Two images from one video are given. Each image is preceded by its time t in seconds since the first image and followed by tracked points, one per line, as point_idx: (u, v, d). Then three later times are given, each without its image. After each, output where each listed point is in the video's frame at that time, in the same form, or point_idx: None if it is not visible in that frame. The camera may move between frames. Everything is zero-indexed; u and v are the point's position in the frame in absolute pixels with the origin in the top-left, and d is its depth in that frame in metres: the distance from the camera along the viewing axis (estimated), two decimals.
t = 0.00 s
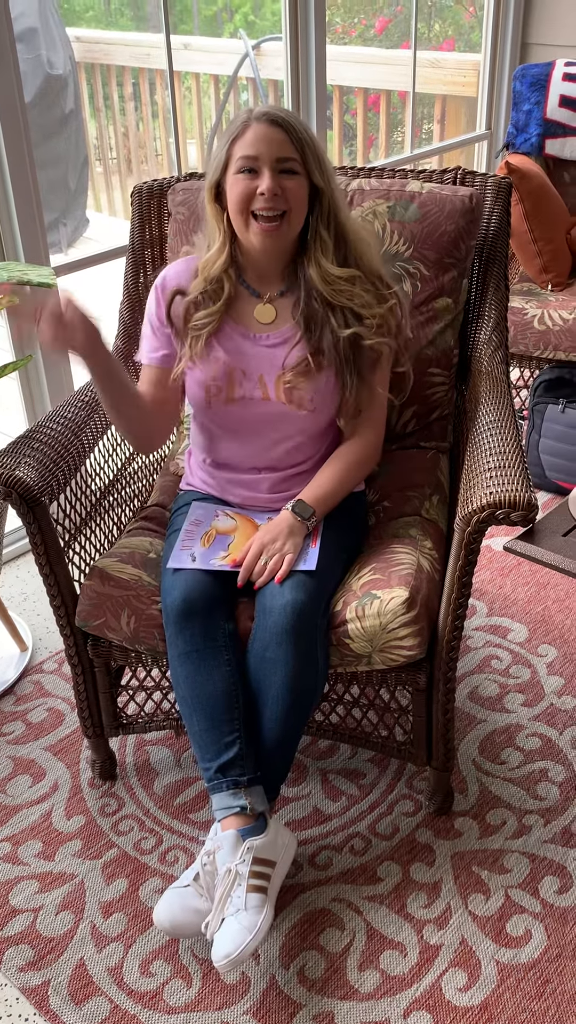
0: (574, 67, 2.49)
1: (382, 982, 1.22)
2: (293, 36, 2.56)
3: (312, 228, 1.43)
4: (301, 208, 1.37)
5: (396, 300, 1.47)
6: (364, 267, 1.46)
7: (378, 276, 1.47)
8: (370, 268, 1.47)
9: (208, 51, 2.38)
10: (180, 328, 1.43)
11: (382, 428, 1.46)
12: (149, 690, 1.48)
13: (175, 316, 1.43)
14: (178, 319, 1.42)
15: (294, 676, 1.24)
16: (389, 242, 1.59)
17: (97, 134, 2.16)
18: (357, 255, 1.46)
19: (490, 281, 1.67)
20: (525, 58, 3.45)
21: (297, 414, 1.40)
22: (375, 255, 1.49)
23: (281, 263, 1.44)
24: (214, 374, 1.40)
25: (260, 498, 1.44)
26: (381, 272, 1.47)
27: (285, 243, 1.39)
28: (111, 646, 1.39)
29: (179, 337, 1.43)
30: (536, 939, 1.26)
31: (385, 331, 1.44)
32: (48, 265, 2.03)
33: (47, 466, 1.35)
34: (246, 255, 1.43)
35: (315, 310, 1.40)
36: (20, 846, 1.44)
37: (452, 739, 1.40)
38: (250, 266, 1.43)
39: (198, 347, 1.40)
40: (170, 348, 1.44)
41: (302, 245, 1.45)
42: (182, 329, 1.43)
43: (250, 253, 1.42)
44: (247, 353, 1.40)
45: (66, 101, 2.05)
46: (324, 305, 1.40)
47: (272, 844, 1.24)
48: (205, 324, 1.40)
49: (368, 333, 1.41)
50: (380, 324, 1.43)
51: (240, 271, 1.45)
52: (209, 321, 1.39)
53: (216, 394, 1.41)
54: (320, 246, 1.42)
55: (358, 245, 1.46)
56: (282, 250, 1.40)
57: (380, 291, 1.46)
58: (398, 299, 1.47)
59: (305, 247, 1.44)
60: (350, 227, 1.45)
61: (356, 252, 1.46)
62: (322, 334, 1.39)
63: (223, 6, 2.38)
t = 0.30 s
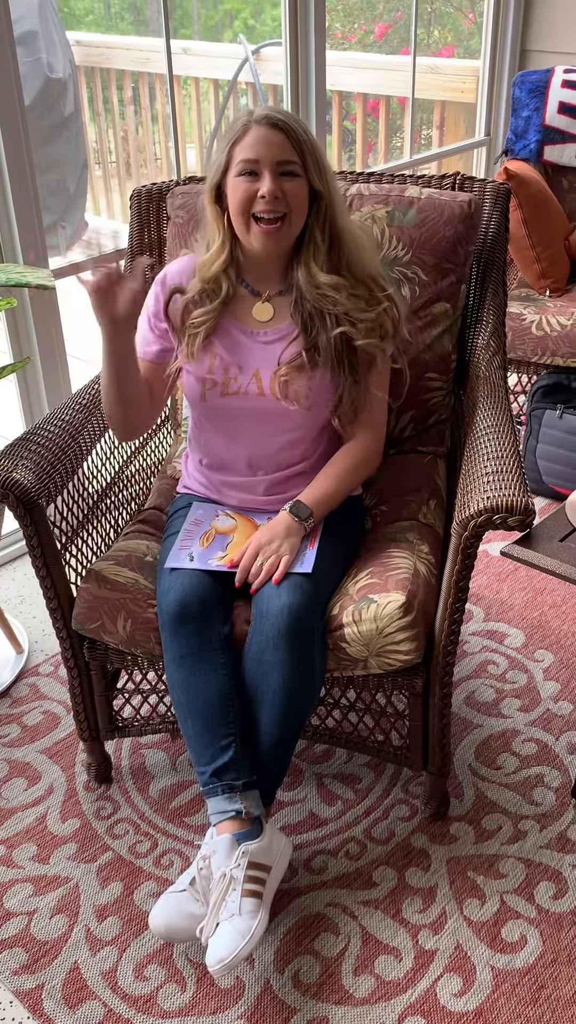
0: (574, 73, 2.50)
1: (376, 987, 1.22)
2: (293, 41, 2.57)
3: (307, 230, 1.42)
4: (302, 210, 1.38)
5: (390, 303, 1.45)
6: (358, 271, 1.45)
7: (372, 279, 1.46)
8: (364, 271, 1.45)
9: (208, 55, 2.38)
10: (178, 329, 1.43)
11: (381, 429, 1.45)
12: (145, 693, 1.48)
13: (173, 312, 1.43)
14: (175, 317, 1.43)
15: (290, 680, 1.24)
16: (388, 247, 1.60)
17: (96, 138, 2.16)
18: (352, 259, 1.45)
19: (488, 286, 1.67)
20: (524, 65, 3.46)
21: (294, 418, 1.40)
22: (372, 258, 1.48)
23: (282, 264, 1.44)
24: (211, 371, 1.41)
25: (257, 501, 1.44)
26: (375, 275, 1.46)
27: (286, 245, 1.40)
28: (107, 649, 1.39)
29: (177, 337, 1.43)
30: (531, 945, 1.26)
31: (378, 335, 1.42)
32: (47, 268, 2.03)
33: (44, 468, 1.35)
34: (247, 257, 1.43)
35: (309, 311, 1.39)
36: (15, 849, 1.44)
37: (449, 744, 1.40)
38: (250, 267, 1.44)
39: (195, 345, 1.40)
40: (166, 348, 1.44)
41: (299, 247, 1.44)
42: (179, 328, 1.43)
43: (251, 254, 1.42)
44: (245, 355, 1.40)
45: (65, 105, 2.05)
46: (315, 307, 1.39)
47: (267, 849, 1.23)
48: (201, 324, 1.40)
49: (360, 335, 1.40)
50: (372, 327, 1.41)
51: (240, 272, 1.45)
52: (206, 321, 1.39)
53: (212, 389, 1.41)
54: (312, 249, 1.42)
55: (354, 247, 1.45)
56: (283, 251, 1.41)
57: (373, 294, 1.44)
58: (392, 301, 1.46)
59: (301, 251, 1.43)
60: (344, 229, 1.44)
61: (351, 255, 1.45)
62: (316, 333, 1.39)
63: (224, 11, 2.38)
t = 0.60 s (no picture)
0: None
1: (379, 996, 1.21)
2: (300, 49, 2.58)
3: (317, 236, 1.43)
4: (310, 218, 1.38)
5: (397, 311, 1.46)
6: (366, 278, 1.46)
7: (380, 288, 1.47)
8: (373, 280, 1.46)
9: (215, 63, 2.39)
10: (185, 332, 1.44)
11: (387, 436, 1.46)
12: (148, 699, 1.48)
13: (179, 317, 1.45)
14: (181, 322, 1.45)
15: (293, 687, 1.24)
16: (393, 255, 1.60)
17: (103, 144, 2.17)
18: (361, 267, 1.46)
19: (494, 294, 1.67)
20: (530, 73, 3.47)
21: (299, 424, 1.40)
22: (379, 267, 1.49)
23: (288, 271, 1.44)
24: (215, 376, 1.40)
25: (262, 507, 1.44)
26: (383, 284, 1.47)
27: (293, 251, 1.40)
28: (111, 655, 1.39)
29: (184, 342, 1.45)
30: (534, 955, 1.26)
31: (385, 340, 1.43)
32: (53, 273, 2.04)
33: (49, 474, 1.35)
34: (254, 262, 1.44)
35: (318, 315, 1.40)
36: (17, 855, 1.44)
37: (452, 753, 1.40)
38: (256, 273, 1.44)
39: (200, 351, 1.41)
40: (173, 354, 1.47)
41: (307, 254, 1.45)
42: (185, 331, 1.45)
43: (258, 260, 1.42)
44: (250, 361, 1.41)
45: (73, 111, 2.06)
46: (325, 312, 1.40)
47: (269, 856, 1.23)
48: (205, 329, 1.41)
49: (368, 341, 1.40)
50: (380, 333, 1.42)
51: (246, 277, 1.45)
52: (211, 326, 1.41)
53: (217, 395, 1.41)
54: (323, 254, 1.42)
55: (362, 256, 1.46)
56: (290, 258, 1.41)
57: (381, 301, 1.45)
58: (400, 309, 1.46)
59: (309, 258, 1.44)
60: (354, 237, 1.45)
61: (360, 263, 1.46)
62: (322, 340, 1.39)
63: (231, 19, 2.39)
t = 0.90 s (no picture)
0: None
1: (383, 1003, 1.21)
2: (307, 52, 2.57)
3: (324, 244, 1.43)
4: (312, 223, 1.37)
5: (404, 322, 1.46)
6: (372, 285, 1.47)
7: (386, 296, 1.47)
8: (379, 289, 1.47)
9: (221, 66, 2.39)
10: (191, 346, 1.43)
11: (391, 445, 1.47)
12: (152, 703, 1.47)
13: (182, 336, 1.44)
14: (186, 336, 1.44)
15: (298, 692, 1.23)
16: (399, 258, 1.60)
17: (109, 147, 2.17)
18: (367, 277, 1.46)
19: (501, 297, 1.67)
20: (537, 76, 3.47)
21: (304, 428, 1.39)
22: (383, 273, 1.49)
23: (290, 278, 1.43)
24: (221, 395, 1.39)
25: (267, 510, 1.43)
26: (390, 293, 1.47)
27: (295, 258, 1.39)
28: (115, 658, 1.39)
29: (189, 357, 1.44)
30: (540, 962, 1.25)
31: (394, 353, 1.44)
32: (59, 276, 2.04)
33: (53, 476, 1.35)
34: (255, 270, 1.43)
35: (328, 329, 1.40)
36: (20, 859, 1.44)
37: (457, 758, 1.39)
38: (258, 281, 1.43)
39: (206, 364, 1.39)
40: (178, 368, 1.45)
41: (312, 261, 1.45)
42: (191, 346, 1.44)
43: (259, 267, 1.42)
44: (255, 364, 1.40)
45: (79, 114, 2.06)
46: (335, 324, 1.40)
47: (272, 862, 1.23)
48: (211, 338, 1.39)
49: (377, 354, 1.41)
50: (389, 346, 1.43)
51: (248, 285, 1.44)
52: (216, 337, 1.39)
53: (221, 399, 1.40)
54: (332, 264, 1.42)
55: (367, 265, 1.47)
56: (293, 264, 1.40)
57: (388, 311, 1.45)
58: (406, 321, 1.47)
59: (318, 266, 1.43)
60: (358, 245, 1.46)
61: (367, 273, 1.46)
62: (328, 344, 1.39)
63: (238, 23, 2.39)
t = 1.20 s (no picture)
0: None
1: (389, 994, 1.21)
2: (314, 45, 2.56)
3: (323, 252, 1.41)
4: (313, 231, 1.36)
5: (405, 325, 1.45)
6: (374, 292, 1.44)
7: (388, 301, 1.45)
8: (380, 292, 1.44)
9: (228, 59, 2.39)
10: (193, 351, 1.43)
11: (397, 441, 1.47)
12: (159, 695, 1.48)
13: (185, 334, 1.44)
14: (189, 336, 1.44)
15: (304, 684, 1.23)
16: (405, 250, 1.59)
17: (117, 141, 2.18)
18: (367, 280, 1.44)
19: (508, 289, 1.66)
20: (545, 67, 3.45)
21: (311, 421, 1.39)
22: (387, 276, 1.46)
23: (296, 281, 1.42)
24: (224, 392, 1.40)
25: (273, 503, 1.43)
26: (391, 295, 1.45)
27: (298, 265, 1.38)
28: (122, 651, 1.39)
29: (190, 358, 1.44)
30: (546, 954, 1.25)
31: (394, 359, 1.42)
32: (67, 270, 2.04)
33: (60, 469, 1.35)
34: (259, 275, 1.42)
35: (327, 337, 1.39)
36: (29, 850, 1.44)
37: (464, 751, 1.39)
38: (263, 285, 1.43)
39: (208, 366, 1.39)
40: (178, 369, 1.46)
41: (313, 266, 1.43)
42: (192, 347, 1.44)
43: (263, 273, 1.41)
44: (261, 357, 1.40)
45: (86, 108, 2.06)
46: (334, 334, 1.39)
47: (278, 853, 1.23)
48: (212, 346, 1.39)
49: (377, 361, 1.40)
50: (389, 352, 1.41)
51: (253, 288, 1.44)
52: (218, 342, 1.38)
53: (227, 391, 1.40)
54: (330, 273, 1.41)
55: (370, 268, 1.44)
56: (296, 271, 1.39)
57: (388, 315, 1.44)
58: (407, 323, 1.45)
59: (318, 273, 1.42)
60: (361, 251, 1.43)
61: (368, 277, 1.44)
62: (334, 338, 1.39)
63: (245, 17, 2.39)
